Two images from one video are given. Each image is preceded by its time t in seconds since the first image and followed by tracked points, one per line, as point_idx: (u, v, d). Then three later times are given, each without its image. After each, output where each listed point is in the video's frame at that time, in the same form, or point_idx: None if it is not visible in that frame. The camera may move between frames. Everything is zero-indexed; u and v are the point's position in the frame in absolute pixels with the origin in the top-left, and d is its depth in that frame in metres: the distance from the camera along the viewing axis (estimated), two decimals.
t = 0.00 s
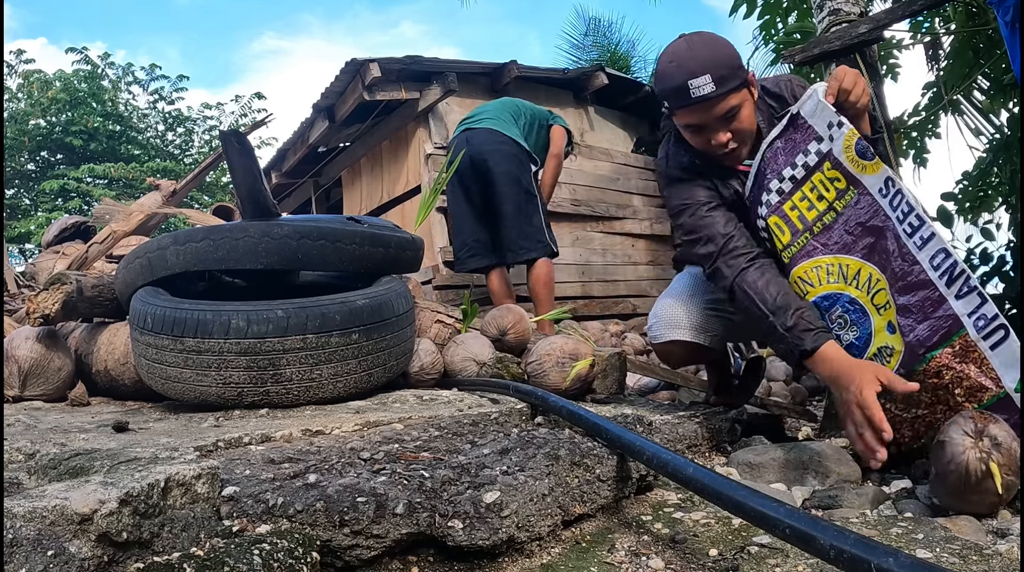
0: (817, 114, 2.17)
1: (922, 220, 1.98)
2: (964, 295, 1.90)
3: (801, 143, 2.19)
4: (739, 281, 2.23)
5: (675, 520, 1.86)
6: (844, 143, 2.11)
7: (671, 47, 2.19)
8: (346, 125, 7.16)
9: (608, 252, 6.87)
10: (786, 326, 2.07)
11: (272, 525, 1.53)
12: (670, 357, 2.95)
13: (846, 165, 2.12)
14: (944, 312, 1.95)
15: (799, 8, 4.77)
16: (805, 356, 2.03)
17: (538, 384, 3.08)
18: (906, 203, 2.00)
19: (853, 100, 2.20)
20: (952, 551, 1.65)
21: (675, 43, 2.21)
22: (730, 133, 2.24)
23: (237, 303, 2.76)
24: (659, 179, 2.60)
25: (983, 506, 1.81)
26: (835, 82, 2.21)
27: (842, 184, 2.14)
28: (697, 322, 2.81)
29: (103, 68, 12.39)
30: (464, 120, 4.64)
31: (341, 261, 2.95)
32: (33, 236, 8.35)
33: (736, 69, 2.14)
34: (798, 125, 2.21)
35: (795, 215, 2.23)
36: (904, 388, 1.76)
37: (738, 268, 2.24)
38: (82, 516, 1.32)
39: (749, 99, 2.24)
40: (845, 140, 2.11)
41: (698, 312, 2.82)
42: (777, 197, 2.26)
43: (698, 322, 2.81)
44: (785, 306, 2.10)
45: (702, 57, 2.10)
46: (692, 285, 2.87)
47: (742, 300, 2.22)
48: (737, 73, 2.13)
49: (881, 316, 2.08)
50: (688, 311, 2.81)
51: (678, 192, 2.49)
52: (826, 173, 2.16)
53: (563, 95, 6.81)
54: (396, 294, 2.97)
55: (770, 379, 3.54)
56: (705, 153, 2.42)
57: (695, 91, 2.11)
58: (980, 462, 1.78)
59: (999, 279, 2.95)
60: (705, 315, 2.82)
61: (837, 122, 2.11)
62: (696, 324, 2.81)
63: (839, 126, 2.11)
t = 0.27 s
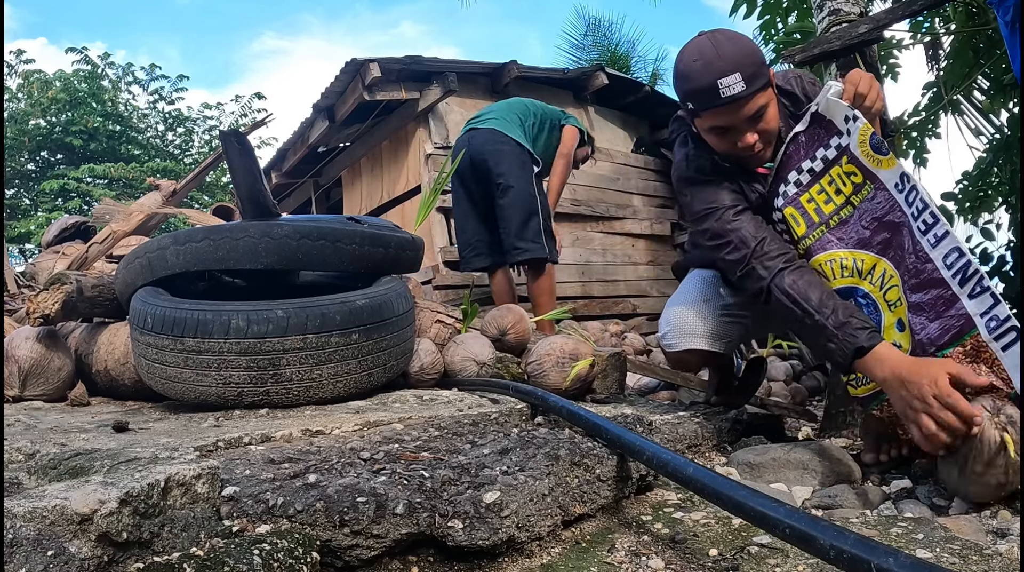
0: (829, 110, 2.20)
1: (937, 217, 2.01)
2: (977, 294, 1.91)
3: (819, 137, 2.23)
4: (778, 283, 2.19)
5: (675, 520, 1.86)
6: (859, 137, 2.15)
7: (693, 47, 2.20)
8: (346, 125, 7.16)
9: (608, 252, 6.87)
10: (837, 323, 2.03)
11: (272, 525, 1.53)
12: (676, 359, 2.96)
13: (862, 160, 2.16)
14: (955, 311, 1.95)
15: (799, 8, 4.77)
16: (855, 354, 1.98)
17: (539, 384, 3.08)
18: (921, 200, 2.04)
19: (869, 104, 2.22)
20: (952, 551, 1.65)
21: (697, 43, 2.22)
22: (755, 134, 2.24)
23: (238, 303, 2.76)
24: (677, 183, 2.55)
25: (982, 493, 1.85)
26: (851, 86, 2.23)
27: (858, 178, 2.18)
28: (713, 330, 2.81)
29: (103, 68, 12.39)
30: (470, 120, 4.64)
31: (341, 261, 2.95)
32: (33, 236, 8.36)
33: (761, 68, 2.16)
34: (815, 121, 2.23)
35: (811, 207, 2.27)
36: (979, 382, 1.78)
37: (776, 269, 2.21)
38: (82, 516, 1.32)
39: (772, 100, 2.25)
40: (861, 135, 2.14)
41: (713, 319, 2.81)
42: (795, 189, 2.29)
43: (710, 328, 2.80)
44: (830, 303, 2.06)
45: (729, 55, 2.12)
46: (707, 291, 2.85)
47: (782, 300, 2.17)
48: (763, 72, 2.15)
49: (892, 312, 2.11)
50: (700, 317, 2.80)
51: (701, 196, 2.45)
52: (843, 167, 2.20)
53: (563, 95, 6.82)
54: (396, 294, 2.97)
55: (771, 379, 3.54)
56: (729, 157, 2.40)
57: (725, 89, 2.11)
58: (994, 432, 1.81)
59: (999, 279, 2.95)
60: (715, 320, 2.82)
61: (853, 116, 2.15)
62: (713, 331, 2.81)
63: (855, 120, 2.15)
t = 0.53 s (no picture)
0: (838, 107, 2.21)
1: (947, 216, 2.03)
2: (988, 295, 1.93)
3: (829, 134, 2.23)
4: (780, 288, 2.18)
5: (675, 520, 1.86)
6: (869, 134, 2.16)
7: (696, 42, 2.19)
8: (346, 125, 7.16)
9: (608, 252, 6.87)
10: (841, 321, 2.02)
11: (272, 525, 1.53)
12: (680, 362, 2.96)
13: (871, 157, 2.17)
14: (965, 311, 1.97)
15: (799, 8, 4.77)
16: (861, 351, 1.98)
17: (539, 384, 3.08)
18: (931, 199, 2.05)
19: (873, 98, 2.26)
20: (952, 551, 1.65)
21: (699, 38, 2.21)
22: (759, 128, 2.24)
23: (238, 303, 2.76)
24: (678, 183, 2.56)
25: (969, 481, 1.89)
26: (855, 80, 2.26)
27: (867, 176, 2.19)
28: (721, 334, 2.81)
29: (103, 68, 12.39)
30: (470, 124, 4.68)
31: (341, 261, 2.95)
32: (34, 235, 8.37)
33: (765, 62, 2.16)
34: (825, 118, 2.24)
35: (819, 204, 2.25)
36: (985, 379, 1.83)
37: (778, 275, 2.20)
38: (82, 516, 1.32)
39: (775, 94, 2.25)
40: (871, 132, 2.16)
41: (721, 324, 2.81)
42: (802, 186, 2.28)
43: (718, 332, 2.80)
44: (833, 303, 2.06)
45: (733, 50, 2.11)
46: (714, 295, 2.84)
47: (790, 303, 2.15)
48: (767, 67, 2.15)
49: (900, 311, 2.10)
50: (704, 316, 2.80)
51: (702, 198, 2.45)
52: (852, 164, 2.20)
53: (563, 95, 6.82)
54: (396, 294, 2.97)
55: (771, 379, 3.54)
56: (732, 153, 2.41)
57: (730, 84, 2.10)
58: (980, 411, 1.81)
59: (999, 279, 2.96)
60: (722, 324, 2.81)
61: (864, 113, 2.16)
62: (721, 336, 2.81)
63: (865, 116, 2.16)
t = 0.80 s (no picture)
0: (831, 111, 2.19)
1: (942, 218, 1.98)
2: (983, 296, 1.89)
3: (823, 140, 2.22)
4: (782, 298, 2.18)
5: (675, 520, 1.86)
6: (862, 139, 2.13)
7: (688, 43, 2.20)
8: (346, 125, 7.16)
9: (608, 252, 6.87)
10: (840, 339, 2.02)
11: (272, 525, 1.53)
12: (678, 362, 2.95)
13: (865, 161, 2.14)
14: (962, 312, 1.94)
15: (799, 8, 4.77)
16: (858, 370, 1.97)
17: (539, 384, 3.08)
18: (925, 201, 2.01)
19: (865, 101, 2.18)
20: (952, 551, 1.65)
21: (692, 39, 2.21)
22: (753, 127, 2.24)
23: (238, 303, 2.76)
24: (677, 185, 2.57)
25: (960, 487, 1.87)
26: (847, 82, 2.20)
27: (863, 180, 2.16)
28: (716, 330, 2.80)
29: (103, 68, 12.40)
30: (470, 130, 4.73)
31: (342, 261, 2.95)
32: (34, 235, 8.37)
33: (757, 62, 2.16)
34: (818, 123, 2.23)
35: (818, 211, 2.27)
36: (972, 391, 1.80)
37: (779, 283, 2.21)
38: (82, 516, 1.32)
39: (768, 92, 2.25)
40: (863, 136, 2.12)
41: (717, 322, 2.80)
42: (800, 194, 2.30)
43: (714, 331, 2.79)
44: (832, 318, 2.06)
45: (725, 50, 2.11)
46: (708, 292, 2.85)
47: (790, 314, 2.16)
48: (759, 66, 2.16)
49: (902, 313, 2.10)
50: (700, 317, 2.79)
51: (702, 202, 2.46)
52: (847, 169, 2.19)
53: (563, 95, 6.82)
54: (396, 294, 2.97)
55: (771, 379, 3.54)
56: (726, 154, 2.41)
57: (722, 84, 2.11)
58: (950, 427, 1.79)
59: (999, 279, 2.95)
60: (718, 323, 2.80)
61: (856, 117, 2.13)
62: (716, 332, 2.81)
63: (856, 121, 2.14)
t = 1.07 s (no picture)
0: (818, 117, 2.21)
1: (930, 222, 1.97)
2: (975, 297, 1.88)
3: (808, 146, 2.24)
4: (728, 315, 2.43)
5: (675, 520, 1.86)
6: (847, 145, 2.14)
7: (689, 34, 2.20)
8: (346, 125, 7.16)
9: (608, 252, 6.87)
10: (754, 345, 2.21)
11: (272, 525, 1.53)
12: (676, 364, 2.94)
13: (850, 167, 2.15)
14: (954, 315, 1.92)
15: (799, 8, 4.77)
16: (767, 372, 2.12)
17: (539, 384, 3.08)
18: (912, 205, 2.00)
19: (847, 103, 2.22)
20: (952, 551, 1.65)
21: (693, 30, 2.22)
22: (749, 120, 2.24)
23: (238, 303, 2.76)
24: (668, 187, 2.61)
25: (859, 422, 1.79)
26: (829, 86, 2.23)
27: (848, 187, 2.16)
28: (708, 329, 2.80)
29: (103, 68, 12.40)
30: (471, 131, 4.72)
31: (341, 261, 2.95)
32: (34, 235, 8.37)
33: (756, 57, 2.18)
34: (804, 130, 2.25)
35: (803, 218, 2.28)
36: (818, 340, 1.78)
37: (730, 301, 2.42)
38: (81, 516, 1.32)
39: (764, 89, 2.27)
40: (849, 142, 2.13)
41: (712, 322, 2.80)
42: (785, 201, 2.31)
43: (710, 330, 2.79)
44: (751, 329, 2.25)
45: (726, 41, 2.12)
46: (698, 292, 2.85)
47: (732, 328, 2.42)
48: (758, 60, 2.18)
49: (889, 318, 2.09)
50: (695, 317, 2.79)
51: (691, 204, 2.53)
52: (832, 175, 2.19)
53: (563, 95, 6.81)
54: (396, 294, 2.97)
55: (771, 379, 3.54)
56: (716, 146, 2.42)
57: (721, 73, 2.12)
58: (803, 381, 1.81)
59: (999, 279, 2.95)
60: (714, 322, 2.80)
61: (840, 123, 2.15)
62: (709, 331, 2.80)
63: (842, 128, 2.14)
